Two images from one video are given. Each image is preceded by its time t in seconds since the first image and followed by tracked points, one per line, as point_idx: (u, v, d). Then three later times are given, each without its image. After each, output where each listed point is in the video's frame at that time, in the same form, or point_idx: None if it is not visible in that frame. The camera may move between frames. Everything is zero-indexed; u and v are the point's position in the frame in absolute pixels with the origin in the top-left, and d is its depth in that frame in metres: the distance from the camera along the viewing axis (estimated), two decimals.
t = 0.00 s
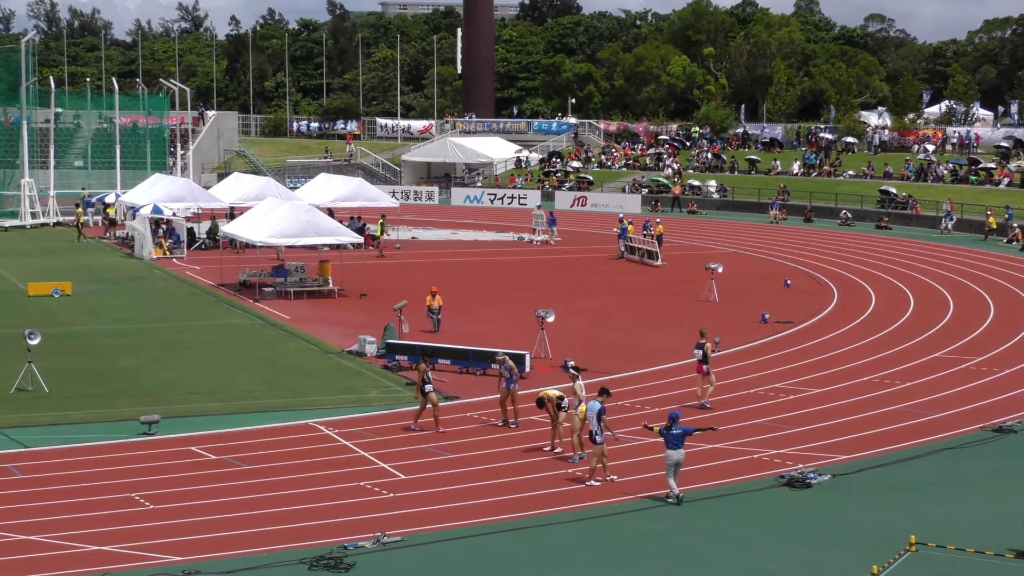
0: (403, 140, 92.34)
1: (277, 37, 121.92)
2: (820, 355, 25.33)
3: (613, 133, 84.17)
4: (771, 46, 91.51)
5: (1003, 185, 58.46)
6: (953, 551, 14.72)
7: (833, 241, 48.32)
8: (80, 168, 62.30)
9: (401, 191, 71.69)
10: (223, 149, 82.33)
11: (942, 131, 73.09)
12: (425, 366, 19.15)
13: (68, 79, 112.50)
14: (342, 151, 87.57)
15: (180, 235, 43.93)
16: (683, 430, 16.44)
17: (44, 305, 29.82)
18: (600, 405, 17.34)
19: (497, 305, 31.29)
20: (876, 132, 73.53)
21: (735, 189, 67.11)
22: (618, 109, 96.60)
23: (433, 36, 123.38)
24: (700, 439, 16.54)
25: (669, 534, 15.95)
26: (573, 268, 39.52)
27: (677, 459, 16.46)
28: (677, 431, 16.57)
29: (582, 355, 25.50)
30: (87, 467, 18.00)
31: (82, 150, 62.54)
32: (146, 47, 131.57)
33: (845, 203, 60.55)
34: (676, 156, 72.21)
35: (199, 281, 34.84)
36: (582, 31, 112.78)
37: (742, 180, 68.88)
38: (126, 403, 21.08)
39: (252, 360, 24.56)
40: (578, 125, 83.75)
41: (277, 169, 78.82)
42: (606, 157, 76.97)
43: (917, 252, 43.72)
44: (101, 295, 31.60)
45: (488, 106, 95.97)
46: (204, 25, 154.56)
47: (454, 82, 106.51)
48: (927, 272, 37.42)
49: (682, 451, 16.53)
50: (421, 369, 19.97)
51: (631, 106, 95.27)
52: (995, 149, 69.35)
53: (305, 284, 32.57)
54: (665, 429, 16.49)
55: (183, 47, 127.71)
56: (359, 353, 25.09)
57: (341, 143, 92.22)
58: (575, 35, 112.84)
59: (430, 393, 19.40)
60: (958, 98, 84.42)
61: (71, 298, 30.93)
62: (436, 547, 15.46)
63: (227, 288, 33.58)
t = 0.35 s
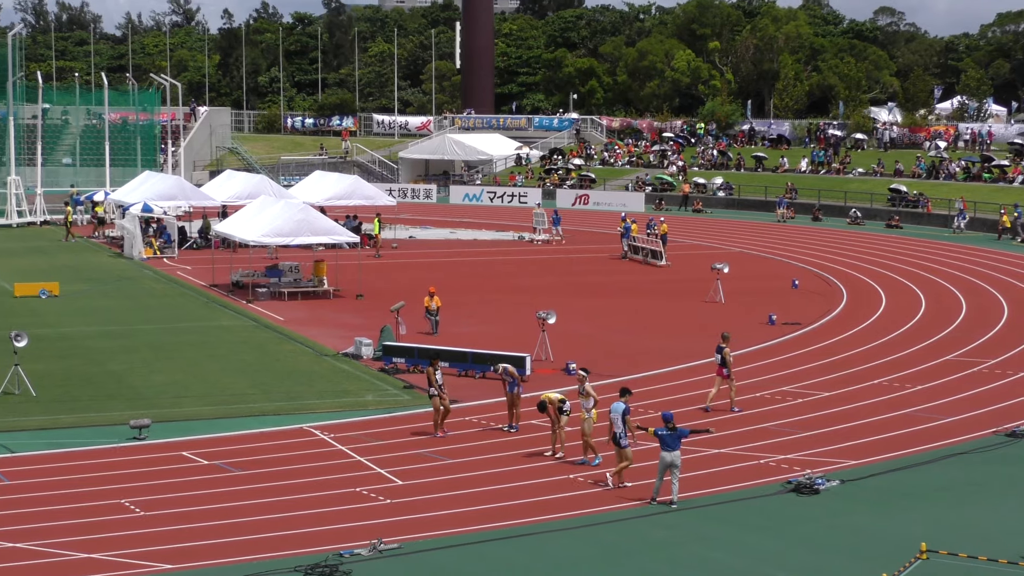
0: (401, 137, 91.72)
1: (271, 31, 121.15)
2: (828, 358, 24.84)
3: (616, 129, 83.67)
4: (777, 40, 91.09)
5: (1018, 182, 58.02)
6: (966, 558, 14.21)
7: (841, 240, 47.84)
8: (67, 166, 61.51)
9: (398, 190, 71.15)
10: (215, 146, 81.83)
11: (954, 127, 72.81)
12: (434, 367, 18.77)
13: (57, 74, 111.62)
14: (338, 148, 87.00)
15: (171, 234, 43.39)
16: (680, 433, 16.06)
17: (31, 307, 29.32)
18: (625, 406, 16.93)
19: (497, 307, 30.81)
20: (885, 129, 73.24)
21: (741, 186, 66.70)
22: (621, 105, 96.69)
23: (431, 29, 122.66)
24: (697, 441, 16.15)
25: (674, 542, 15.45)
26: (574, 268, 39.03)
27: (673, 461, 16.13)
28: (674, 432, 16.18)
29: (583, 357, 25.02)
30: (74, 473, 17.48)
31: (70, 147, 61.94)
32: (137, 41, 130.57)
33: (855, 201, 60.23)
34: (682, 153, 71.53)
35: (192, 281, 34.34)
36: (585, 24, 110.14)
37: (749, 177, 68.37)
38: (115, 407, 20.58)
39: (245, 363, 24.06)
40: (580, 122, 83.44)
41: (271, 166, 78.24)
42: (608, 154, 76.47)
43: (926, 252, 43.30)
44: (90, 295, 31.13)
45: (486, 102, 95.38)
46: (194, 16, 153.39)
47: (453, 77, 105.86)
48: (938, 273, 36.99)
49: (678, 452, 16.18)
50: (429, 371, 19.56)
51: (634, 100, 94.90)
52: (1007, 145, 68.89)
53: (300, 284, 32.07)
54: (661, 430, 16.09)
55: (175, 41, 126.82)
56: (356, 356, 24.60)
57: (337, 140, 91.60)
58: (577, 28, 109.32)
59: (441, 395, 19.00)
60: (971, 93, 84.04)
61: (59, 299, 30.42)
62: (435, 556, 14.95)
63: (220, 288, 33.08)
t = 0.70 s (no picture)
0: (401, 135, 91.46)
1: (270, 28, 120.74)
2: (832, 359, 24.67)
3: (619, 128, 84.01)
4: (782, 38, 90.87)
5: None
6: (973, 562, 13.98)
7: (844, 240, 47.61)
8: (64, 164, 61.74)
9: (399, 189, 70.93)
10: (213, 145, 81.64)
11: (961, 126, 72.58)
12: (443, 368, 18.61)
13: (54, 72, 111.21)
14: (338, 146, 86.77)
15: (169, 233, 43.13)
16: (673, 432, 15.85)
17: (28, 307, 29.13)
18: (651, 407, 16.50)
19: (499, 307, 30.65)
20: (891, 127, 73.06)
21: (745, 186, 66.52)
22: (623, 103, 96.32)
23: (431, 27, 122.26)
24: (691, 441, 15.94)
25: (677, 544, 15.26)
26: (576, 268, 38.83)
27: (667, 460, 16.00)
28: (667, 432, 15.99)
29: (585, 359, 24.82)
30: (70, 476, 17.29)
31: (66, 145, 61.92)
32: (133, 38, 130.04)
33: (861, 201, 60.07)
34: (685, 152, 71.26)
35: (190, 282, 34.14)
36: (587, 22, 110.30)
37: (754, 176, 68.12)
38: (112, 409, 20.42)
39: (243, 364, 23.87)
40: (582, 120, 83.07)
41: (269, 165, 78.02)
42: (611, 153, 76.15)
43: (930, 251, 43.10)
44: (87, 296, 30.94)
45: (488, 100, 95.01)
46: (190, 12, 152.66)
47: (453, 75, 105.49)
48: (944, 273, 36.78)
49: (672, 451, 16.02)
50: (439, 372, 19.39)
51: (637, 99, 94.61)
52: (1014, 144, 68.68)
53: (299, 284, 31.89)
54: (653, 430, 15.91)
55: (172, 39, 126.30)
56: (355, 357, 24.43)
57: (337, 138, 91.33)
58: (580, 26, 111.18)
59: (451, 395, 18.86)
60: (978, 91, 83.71)
61: (55, 300, 30.24)
62: (433, 559, 14.76)
63: (219, 289, 32.90)
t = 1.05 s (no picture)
0: (402, 133, 91.47)
1: (271, 27, 120.62)
2: (834, 357, 24.64)
3: (621, 126, 83.76)
4: (784, 36, 90.77)
5: None
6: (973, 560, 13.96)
7: (845, 239, 47.59)
8: (66, 163, 61.55)
9: (400, 187, 70.97)
10: (215, 143, 81.67)
11: (963, 124, 72.55)
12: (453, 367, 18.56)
13: (55, 70, 111.20)
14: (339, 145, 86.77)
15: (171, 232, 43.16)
16: (673, 429, 15.81)
17: (29, 306, 29.13)
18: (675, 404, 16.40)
19: (500, 306, 30.62)
20: (893, 126, 73.01)
21: (747, 184, 66.48)
22: (625, 102, 96.15)
23: (433, 25, 122.14)
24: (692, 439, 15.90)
25: (678, 543, 15.26)
26: (577, 267, 38.79)
27: (667, 456, 15.98)
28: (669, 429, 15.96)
29: (586, 357, 24.81)
30: (71, 474, 17.29)
31: (68, 144, 62.03)
32: (134, 37, 129.98)
33: (863, 199, 60.05)
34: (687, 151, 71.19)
35: (191, 281, 34.13)
36: (588, 20, 110.42)
37: (755, 175, 68.07)
38: (113, 407, 20.42)
39: (244, 363, 23.85)
40: (584, 118, 82.98)
41: (270, 164, 77.98)
42: (612, 151, 76.14)
43: (930, 250, 43.06)
44: (89, 294, 30.96)
45: (489, 98, 94.91)
46: (192, 10, 152.64)
47: (454, 73, 105.45)
48: (945, 271, 36.73)
49: (672, 447, 16.00)
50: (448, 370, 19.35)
51: (638, 97, 94.57)
52: (1017, 143, 68.61)
53: (300, 283, 31.88)
54: (653, 425, 15.90)
55: (173, 37, 126.22)
56: (357, 356, 24.43)
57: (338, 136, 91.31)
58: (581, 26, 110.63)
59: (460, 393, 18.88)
60: (980, 89, 83.71)
61: (56, 298, 30.24)
62: (435, 557, 14.75)
63: (220, 287, 32.89)
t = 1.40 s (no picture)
0: (401, 133, 91.50)
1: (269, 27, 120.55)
2: (831, 358, 24.64)
3: (619, 126, 83.69)
4: (783, 36, 90.75)
5: None
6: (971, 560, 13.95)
7: (844, 239, 47.62)
8: (65, 163, 61.69)
9: (399, 187, 71.01)
10: (214, 143, 81.69)
11: (962, 124, 72.64)
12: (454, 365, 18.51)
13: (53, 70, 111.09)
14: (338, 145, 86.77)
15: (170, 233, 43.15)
16: (678, 431, 15.91)
17: (27, 306, 29.10)
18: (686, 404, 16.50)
19: (498, 306, 30.62)
20: (892, 126, 73.03)
21: (746, 184, 66.45)
22: (624, 101, 96.02)
23: (432, 25, 122.11)
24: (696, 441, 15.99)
25: (677, 543, 15.26)
26: (576, 267, 38.78)
27: (670, 457, 16.07)
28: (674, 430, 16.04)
29: (585, 357, 24.81)
30: (70, 474, 17.28)
31: (66, 143, 61.91)
32: (132, 37, 129.87)
33: (861, 199, 60.04)
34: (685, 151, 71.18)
35: (190, 280, 34.12)
36: (587, 20, 110.55)
37: (754, 175, 68.02)
38: (112, 408, 20.42)
39: (243, 363, 23.87)
40: (583, 118, 82.94)
41: (269, 163, 78.01)
42: (611, 151, 76.14)
43: (928, 250, 43.07)
44: (87, 294, 30.97)
45: (488, 98, 94.89)
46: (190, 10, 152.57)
47: (453, 73, 105.37)
48: (944, 271, 36.74)
49: (675, 448, 16.10)
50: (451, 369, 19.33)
51: (638, 97, 94.55)
52: (1016, 143, 68.63)
53: (299, 283, 31.87)
54: (658, 426, 15.99)
55: (172, 37, 126.09)
56: (355, 356, 24.44)
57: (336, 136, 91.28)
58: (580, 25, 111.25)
59: (461, 394, 18.86)
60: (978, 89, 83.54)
61: (55, 298, 30.23)
62: (434, 557, 14.74)
63: (218, 287, 32.89)
